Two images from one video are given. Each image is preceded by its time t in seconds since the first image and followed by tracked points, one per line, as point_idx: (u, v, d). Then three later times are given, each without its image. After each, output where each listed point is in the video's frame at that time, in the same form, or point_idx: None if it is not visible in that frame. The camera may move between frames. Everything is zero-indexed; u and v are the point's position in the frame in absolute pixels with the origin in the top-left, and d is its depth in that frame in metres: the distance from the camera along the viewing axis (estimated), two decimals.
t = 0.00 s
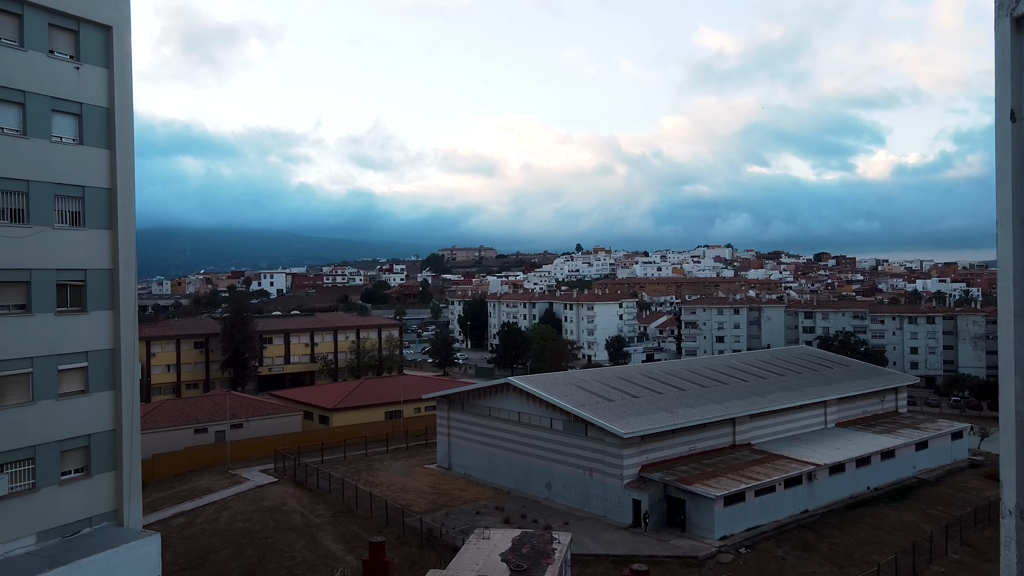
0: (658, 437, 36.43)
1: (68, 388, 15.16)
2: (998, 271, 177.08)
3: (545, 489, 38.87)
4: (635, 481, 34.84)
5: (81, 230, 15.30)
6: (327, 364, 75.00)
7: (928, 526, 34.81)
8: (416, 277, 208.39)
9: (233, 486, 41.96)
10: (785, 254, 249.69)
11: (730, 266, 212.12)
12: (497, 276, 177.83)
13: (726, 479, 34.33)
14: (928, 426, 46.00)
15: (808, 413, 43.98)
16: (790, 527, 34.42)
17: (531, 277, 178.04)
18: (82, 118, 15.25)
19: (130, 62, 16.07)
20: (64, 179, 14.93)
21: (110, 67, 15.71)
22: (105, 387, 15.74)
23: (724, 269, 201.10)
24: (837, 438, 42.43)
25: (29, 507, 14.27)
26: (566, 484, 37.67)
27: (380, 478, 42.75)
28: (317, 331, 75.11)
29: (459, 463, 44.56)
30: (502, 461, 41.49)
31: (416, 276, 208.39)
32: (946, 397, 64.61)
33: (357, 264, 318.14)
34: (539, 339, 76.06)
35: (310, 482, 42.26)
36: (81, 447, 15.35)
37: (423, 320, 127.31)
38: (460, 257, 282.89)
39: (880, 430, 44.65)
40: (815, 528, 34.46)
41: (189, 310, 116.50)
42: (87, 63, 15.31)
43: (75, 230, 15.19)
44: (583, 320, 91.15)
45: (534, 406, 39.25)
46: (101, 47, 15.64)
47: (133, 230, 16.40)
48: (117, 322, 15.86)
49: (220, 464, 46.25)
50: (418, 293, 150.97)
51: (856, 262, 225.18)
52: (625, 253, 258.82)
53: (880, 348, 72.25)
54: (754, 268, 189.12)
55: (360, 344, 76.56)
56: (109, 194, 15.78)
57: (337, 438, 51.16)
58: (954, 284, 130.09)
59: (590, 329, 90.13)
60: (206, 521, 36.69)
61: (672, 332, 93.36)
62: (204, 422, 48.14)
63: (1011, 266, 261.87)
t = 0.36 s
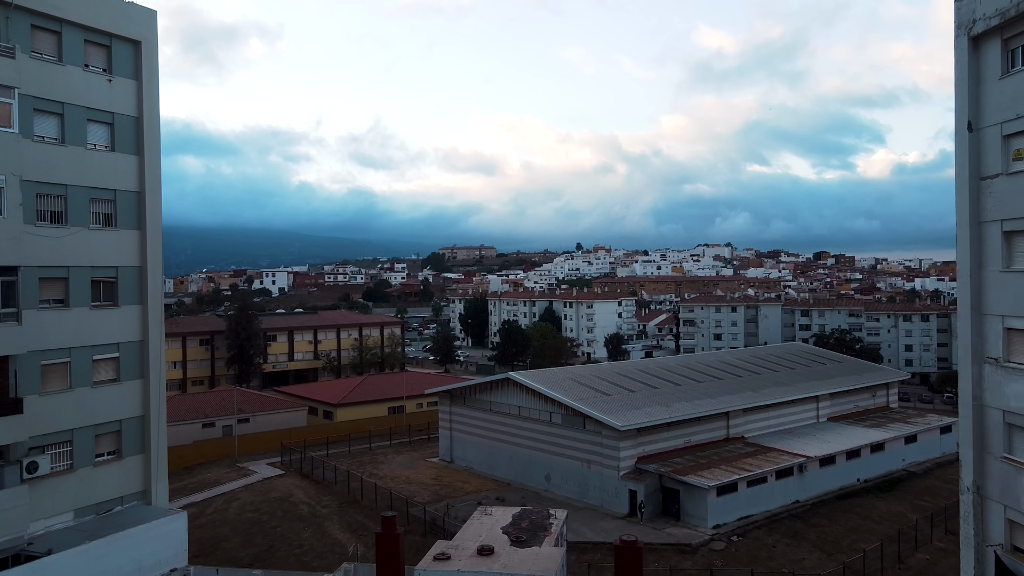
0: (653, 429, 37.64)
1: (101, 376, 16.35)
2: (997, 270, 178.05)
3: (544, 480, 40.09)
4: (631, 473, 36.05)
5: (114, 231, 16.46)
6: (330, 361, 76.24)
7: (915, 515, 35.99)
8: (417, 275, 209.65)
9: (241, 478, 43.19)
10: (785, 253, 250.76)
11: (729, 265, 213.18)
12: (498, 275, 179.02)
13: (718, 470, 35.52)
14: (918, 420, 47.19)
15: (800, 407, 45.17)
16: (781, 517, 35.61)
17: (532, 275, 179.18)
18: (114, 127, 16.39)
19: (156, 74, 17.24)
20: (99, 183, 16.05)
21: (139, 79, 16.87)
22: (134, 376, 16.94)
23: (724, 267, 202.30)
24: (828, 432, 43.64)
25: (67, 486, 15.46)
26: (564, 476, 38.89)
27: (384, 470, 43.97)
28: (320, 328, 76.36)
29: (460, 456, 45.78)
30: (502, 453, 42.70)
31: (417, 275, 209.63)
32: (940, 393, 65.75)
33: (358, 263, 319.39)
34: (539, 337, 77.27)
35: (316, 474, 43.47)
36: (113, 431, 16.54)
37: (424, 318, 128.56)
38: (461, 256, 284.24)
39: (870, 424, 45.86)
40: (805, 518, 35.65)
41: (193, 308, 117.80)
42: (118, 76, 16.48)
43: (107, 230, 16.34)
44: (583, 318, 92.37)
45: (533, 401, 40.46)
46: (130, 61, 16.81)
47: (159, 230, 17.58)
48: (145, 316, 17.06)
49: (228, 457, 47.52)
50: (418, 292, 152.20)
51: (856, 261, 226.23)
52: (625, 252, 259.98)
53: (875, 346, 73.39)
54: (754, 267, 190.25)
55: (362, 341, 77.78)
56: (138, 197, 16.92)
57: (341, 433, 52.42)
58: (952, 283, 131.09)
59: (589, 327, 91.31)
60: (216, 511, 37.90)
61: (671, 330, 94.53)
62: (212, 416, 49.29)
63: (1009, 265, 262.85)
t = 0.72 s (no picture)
0: (650, 424, 38.86)
1: (132, 367, 17.59)
2: (994, 269, 179.27)
3: (544, 473, 41.36)
4: (628, 465, 37.31)
5: (143, 232, 17.67)
6: (333, 358, 77.55)
7: (902, 506, 37.22)
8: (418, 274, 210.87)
9: (250, 471, 44.47)
10: (785, 252, 251.87)
11: (728, 264, 214.31)
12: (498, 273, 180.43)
13: (712, 463, 36.76)
14: (908, 416, 48.43)
15: (793, 403, 46.40)
16: (773, 508, 36.85)
17: (532, 274, 180.43)
18: (143, 136, 17.62)
19: (182, 86, 18.45)
20: (130, 188, 17.28)
21: (166, 90, 18.09)
22: (162, 368, 18.16)
23: (724, 266, 203.50)
24: (820, 426, 44.87)
25: (102, 469, 16.72)
26: (563, 468, 40.16)
27: (388, 463, 45.24)
28: (323, 326, 77.67)
29: (462, 450, 47.03)
30: (503, 447, 43.96)
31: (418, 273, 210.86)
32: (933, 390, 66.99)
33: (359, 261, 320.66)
34: (539, 335, 78.53)
35: (322, 467, 44.75)
36: (142, 419, 17.78)
37: (425, 316, 129.66)
38: (462, 255, 285.38)
39: (862, 419, 47.07)
40: (797, 508, 36.89)
41: (196, 306, 119.03)
42: (147, 88, 17.71)
43: (137, 232, 17.55)
44: (582, 316, 93.62)
45: (533, 396, 41.73)
46: (158, 74, 18.03)
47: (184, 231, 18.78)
48: (172, 312, 18.26)
49: (236, 451, 48.92)
50: (419, 290, 153.51)
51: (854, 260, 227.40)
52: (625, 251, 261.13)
53: (870, 343, 74.57)
54: (753, 266, 191.49)
55: (365, 339, 79.07)
56: (165, 201, 18.12)
57: (346, 428, 53.85)
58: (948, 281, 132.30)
59: (588, 325, 92.58)
60: (227, 502, 39.17)
61: (670, 328, 95.56)
62: (220, 412, 49.79)
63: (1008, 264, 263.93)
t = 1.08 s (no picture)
0: (646, 418, 40.11)
1: (160, 359, 18.87)
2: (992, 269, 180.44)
3: (544, 466, 42.64)
4: (625, 458, 38.57)
5: (170, 233, 18.94)
6: (336, 356, 78.78)
7: (891, 498, 38.46)
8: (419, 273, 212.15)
9: (258, 465, 45.74)
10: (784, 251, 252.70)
11: (727, 263, 215.48)
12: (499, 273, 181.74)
13: (707, 455, 38.02)
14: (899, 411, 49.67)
15: (786, 399, 47.65)
16: (765, 499, 38.10)
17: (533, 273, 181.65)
18: (170, 143, 18.88)
19: (205, 97, 19.72)
20: (158, 192, 18.55)
21: (191, 101, 19.35)
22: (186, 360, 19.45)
23: (723, 266, 204.71)
24: (813, 422, 46.12)
25: (133, 453, 17.98)
26: (563, 461, 41.42)
27: (392, 457, 46.49)
28: (327, 324, 78.93)
29: (464, 444, 48.30)
30: (504, 441, 45.23)
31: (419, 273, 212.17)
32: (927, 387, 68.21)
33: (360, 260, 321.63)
34: (539, 333, 79.77)
35: (328, 460, 46.01)
36: (169, 407, 19.06)
37: (427, 315, 130.86)
38: (463, 254, 286.54)
39: (854, 415, 48.32)
40: (788, 500, 38.13)
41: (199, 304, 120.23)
42: (173, 99, 18.98)
43: (165, 233, 18.81)
44: (582, 315, 94.86)
45: (533, 391, 43.00)
46: (184, 85, 19.30)
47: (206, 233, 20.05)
48: (196, 307, 19.54)
49: (244, 445, 50.24)
50: (421, 290, 154.69)
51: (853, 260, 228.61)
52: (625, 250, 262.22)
53: (865, 342, 75.78)
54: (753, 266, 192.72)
55: (368, 337, 80.33)
56: (189, 204, 19.39)
57: (350, 423, 55.13)
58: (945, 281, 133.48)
59: (588, 324, 93.86)
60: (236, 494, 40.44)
61: (669, 327, 95.85)
62: (227, 407, 51.20)
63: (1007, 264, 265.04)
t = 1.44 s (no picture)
0: (643, 413, 41.28)
1: (181, 352, 20.06)
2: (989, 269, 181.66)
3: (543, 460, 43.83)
4: (622, 451, 39.75)
5: (191, 234, 20.11)
6: (339, 354, 80.00)
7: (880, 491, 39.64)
8: (419, 272, 213.17)
9: (265, 459, 46.93)
10: (783, 251, 254.35)
11: (727, 263, 216.53)
12: (499, 272, 182.90)
13: (702, 449, 39.19)
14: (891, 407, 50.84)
15: (781, 395, 48.80)
16: (758, 492, 39.28)
17: (533, 272, 182.70)
18: (191, 149, 20.05)
19: (223, 105, 20.90)
20: (180, 195, 19.72)
21: (210, 109, 20.53)
22: (206, 353, 20.63)
23: (723, 265, 206.08)
24: (806, 417, 47.28)
25: (157, 440, 19.17)
26: (562, 455, 42.60)
27: (396, 451, 47.67)
28: (330, 323, 80.11)
29: (466, 439, 49.49)
30: (505, 435, 46.42)
31: (420, 272, 213.18)
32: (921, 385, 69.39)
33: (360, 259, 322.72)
34: (539, 332, 80.95)
35: (333, 455, 47.19)
36: (190, 398, 20.24)
37: (427, 313, 132.03)
38: (463, 253, 288.00)
39: (846, 411, 49.48)
40: (780, 493, 39.30)
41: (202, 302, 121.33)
42: (194, 107, 20.16)
43: (186, 233, 19.97)
44: (582, 314, 96.08)
45: (533, 386, 44.18)
46: (204, 94, 20.48)
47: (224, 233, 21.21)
48: (215, 304, 20.70)
49: (250, 439, 51.32)
50: (421, 289, 155.84)
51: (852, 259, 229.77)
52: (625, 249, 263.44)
53: (861, 341, 76.93)
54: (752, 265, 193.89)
55: (371, 335, 81.52)
56: (209, 206, 20.55)
57: (354, 419, 56.15)
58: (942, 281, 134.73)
59: (588, 323, 95.12)
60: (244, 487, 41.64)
61: (668, 326, 98.12)
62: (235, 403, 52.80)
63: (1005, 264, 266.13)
